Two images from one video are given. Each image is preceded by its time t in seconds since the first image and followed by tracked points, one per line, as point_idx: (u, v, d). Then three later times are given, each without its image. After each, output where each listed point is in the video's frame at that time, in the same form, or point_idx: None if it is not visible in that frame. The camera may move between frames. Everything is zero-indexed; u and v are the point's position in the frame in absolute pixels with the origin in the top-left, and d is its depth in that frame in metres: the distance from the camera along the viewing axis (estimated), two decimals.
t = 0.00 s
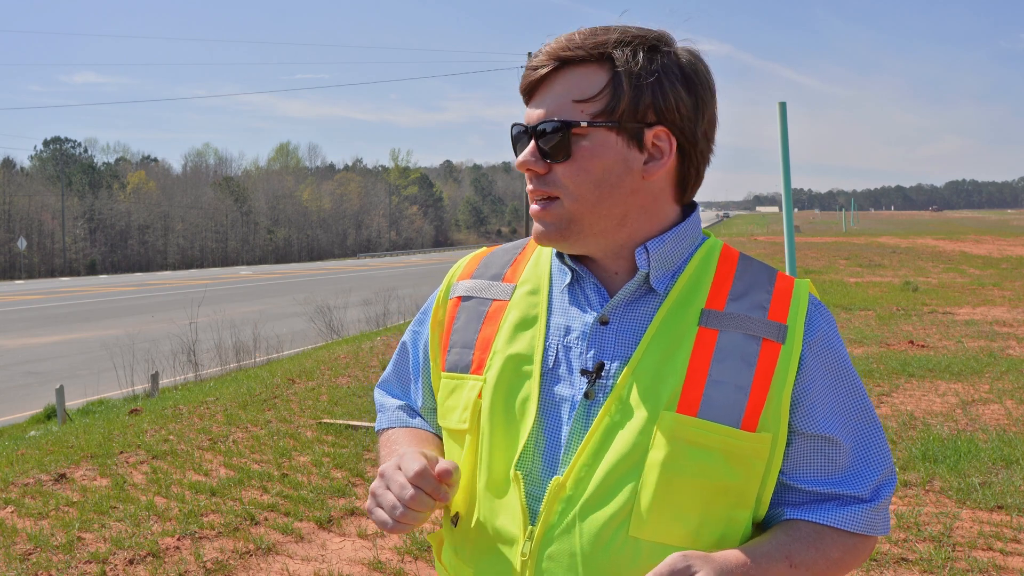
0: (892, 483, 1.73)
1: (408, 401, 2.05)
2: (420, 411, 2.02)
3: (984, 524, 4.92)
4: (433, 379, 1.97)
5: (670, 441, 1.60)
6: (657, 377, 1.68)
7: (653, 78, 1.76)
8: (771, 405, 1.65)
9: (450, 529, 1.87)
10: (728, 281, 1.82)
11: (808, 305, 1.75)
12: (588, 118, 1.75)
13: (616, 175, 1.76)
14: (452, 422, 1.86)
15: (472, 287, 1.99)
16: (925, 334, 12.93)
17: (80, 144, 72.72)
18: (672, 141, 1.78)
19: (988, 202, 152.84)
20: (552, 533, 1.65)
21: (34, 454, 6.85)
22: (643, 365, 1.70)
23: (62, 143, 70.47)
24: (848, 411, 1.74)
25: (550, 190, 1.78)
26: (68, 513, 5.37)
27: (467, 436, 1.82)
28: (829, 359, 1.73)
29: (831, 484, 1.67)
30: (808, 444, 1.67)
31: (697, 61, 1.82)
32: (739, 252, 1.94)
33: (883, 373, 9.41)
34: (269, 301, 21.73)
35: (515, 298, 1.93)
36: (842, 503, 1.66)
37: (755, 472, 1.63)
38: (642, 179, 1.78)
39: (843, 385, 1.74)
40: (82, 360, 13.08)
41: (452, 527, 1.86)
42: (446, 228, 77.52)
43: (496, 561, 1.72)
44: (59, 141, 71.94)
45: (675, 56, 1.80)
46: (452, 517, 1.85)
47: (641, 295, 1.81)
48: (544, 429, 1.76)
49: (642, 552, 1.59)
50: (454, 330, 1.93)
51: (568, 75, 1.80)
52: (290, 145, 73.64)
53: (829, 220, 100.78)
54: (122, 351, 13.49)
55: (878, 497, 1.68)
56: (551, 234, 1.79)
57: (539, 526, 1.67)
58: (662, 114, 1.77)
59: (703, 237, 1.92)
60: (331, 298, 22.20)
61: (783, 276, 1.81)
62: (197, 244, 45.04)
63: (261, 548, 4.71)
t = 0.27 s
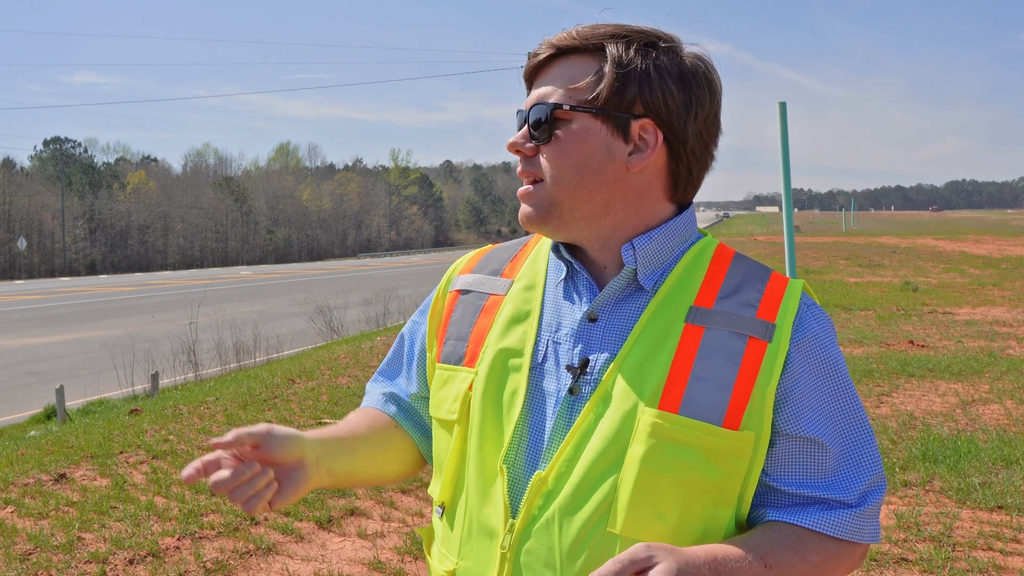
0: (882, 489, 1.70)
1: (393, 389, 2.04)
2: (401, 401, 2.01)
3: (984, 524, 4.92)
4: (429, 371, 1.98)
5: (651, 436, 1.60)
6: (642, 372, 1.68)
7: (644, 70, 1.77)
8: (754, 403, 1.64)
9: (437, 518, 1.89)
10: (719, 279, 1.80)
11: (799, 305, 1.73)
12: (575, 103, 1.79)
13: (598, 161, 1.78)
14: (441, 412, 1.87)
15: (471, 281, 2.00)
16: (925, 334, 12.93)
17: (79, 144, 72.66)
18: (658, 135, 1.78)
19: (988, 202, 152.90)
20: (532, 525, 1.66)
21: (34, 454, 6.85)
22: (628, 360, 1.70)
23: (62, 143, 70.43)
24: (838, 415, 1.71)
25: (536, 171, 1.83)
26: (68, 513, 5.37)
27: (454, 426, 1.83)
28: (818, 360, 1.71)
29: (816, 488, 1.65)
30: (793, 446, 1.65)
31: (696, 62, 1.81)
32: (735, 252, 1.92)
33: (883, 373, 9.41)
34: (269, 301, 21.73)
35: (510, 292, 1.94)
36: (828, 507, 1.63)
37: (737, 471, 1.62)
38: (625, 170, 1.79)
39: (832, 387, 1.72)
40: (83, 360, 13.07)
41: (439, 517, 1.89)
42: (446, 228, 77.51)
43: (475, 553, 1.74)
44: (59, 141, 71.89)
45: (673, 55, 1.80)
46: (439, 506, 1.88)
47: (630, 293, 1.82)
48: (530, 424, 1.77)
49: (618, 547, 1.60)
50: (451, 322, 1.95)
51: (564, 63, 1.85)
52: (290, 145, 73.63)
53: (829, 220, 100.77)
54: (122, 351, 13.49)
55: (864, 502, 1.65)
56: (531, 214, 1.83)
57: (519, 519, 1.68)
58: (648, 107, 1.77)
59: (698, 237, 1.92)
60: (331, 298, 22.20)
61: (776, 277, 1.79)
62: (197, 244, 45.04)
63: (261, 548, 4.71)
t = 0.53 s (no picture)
0: (874, 485, 1.71)
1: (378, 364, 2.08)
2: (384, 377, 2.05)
3: (984, 524, 4.92)
4: (422, 363, 1.99)
5: (643, 430, 1.60)
6: (634, 367, 1.68)
7: (638, 74, 1.76)
8: (746, 398, 1.64)
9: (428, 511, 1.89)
10: (712, 276, 1.81)
11: (791, 302, 1.74)
12: (569, 109, 1.78)
13: (596, 165, 1.78)
14: (432, 403, 1.87)
15: (467, 274, 2.00)
16: (925, 334, 12.92)
17: (79, 144, 72.61)
18: (654, 136, 1.78)
19: (988, 202, 152.91)
20: (523, 518, 1.66)
21: (34, 454, 6.85)
22: (622, 354, 1.70)
23: (62, 143, 70.40)
24: (832, 414, 1.71)
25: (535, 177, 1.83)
26: (68, 513, 5.37)
27: (446, 418, 1.84)
28: (812, 356, 1.70)
29: (808, 483, 1.65)
30: (786, 441, 1.66)
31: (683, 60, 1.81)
32: (728, 251, 1.93)
33: (883, 373, 9.41)
34: (269, 301, 21.73)
35: (505, 287, 1.94)
36: (820, 502, 1.64)
37: (728, 465, 1.63)
38: (622, 173, 1.79)
39: (827, 384, 1.71)
40: (83, 360, 13.07)
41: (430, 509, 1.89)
42: (445, 229, 77.50)
43: (466, 546, 1.73)
44: (59, 141, 71.87)
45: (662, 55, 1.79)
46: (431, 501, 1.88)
47: (623, 289, 1.82)
48: (521, 417, 1.76)
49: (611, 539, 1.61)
50: (445, 316, 1.96)
51: (556, 66, 1.83)
52: (290, 145, 73.62)
53: (829, 219, 100.76)
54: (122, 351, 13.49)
55: (856, 499, 1.66)
56: (531, 220, 1.82)
57: (510, 511, 1.68)
58: (643, 109, 1.77)
59: (691, 235, 1.92)
60: (331, 298, 22.20)
61: (768, 275, 1.80)
62: (198, 244, 45.03)
63: (261, 549, 4.71)
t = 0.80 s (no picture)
0: (872, 479, 1.73)
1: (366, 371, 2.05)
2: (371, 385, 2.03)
3: (984, 524, 4.92)
4: (415, 366, 1.97)
5: (650, 430, 1.61)
6: (638, 368, 1.68)
7: (641, 76, 1.76)
8: (751, 396, 1.65)
9: (427, 514, 1.87)
10: (711, 276, 1.82)
11: (789, 302, 1.76)
12: (575, 112, 1.77)
13: (601, 167, 1.77)
14: (432, 407, 1.85)
15: (459, 275, 1.99)
16: (925, 334, 12.92)
17: (79, 144, 72.59)
18: (657, 137, 1.79)
19: (988, 202, 152.95)
20: (530, 519, 1.66)
21: (34, 454, 6.85)
22: (626, 354, 1.70)
23: (62, 143, 70.40)
24: (830, 411, 1.73)
25: (536, 179, 1.80)
26: (68, 513, 5.37)
27: (447, 422, 1.82)
28: (811, 355, 1.72)
29: (810, 478, 1.66)
30: (789, 438, 1.66)
31: (679, 59, 1.82)
32: (723, 251, 1.94)
33: (883, 373, 9.41)
34: (269, 301, 21.73)
35: (501, 288, 1.93)
36: (823, 496, 1.65)
37: (733, 463, 1.63)
38: (627, 174, 1.79)
39: (825, 381, 1.73)
40: (83, 360, 13.07)
41: (429, 513, 1.87)
42: (446, 229, 77.50)
43: (472, 548, 1.72)
44: (59, 141, 71.84)
45: (660, 55, 1.80)
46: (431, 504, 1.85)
47: (624, 288, 1.81)
48: (525, 419, 1.75)
49: (620, 539, 1.61)
50: (439, 317, 1.94)
51: (556, 68, 1.81)
52: (290, 145, 73.60)
53: (829, 220, 100.78)
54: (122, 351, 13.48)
55: (857, 492, 1.68)
56: (534, 223, 1.81)
57: (517, 513, 1.67)
58: (647, 110, 1.77)
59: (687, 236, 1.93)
60: (331, 298, 22.20)
61: (765, 274, 1.81)
62: (198, 244, 45.04)
63: (261, 548, 4.71)
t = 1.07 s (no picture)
0: (874, 470, 1.76)
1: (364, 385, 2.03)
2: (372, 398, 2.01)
3: (984, 524, 4.92)
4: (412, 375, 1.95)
5: (665, 433, 1.62)
6: (649, 370, 1.68)
7: (668, 75, 1.87)
8: (761, 396, 1.66)
9: (434, 523, 1.85)
10: (713, 275, 1.83)
11: (791, 300, 1.78)
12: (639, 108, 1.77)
13: (657, 162, 1.80)
14: (436, 417, 1.84)
15: (454, 280, 1.98)
16: (925, 334, 12.92)
17: (79, 144, 72.53)
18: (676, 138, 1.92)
19: (988, 203, 152.92)
20: (548, 525, 1.65)
21: (34, 454, 6.85)
22: (637, 358, 1.70)
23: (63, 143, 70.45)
24: (833, 404, 1.75)
25: (607, 177, 1.74)
26: (68, 513, 5.37)
27: (454, 431, 1.81)
28: (814, 352, 1.74)
29: (817, 472, 1.68)
30: (796, 436, 1.68)
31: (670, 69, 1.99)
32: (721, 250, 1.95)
33: (883, 373, 9.41)
34: (269, 301, 21.73)
35: (499, 293, 1.92)
36: (830, 490, 1.67)
37: (746, 463, 1.64)
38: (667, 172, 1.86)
39: (828, 377, 1.75)
40: (83, 360, 13.08)
41: (437, 522, 1.85)
42: (446, 228, 77.49)
43: (489, 556, 1.70)
44: (60, 141, 71.86)
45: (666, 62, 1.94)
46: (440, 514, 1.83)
47: (630, 290, 1.81)
48: (536, 423, 1.75)
49: (638, 542, 1.62)
50: (436, 324, 1.92)
51: (601, 66, 1.78)
52: (290, 145, 73.64)
53: (829, 220, 100.77)
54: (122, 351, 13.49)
55: (862, 484, 1.70)
56: (608, 222, 1.74)
57: (534, 519, 1.66)
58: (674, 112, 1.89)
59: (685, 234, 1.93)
60: (332, 298, 22.21)
61: (764, 272, 1.83)
62: (198, 244, 45.05)
63: (261, 548, 4.71)
